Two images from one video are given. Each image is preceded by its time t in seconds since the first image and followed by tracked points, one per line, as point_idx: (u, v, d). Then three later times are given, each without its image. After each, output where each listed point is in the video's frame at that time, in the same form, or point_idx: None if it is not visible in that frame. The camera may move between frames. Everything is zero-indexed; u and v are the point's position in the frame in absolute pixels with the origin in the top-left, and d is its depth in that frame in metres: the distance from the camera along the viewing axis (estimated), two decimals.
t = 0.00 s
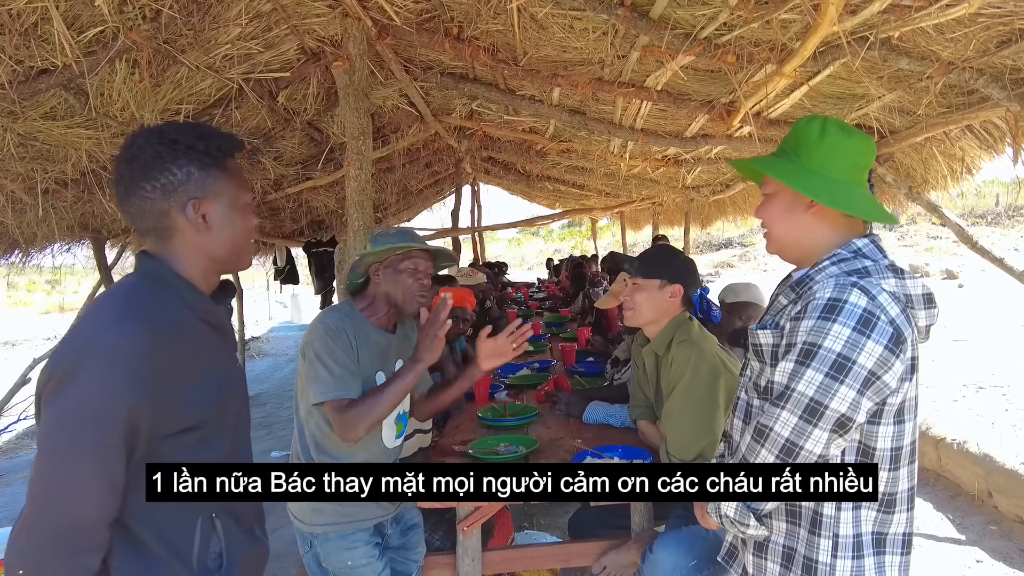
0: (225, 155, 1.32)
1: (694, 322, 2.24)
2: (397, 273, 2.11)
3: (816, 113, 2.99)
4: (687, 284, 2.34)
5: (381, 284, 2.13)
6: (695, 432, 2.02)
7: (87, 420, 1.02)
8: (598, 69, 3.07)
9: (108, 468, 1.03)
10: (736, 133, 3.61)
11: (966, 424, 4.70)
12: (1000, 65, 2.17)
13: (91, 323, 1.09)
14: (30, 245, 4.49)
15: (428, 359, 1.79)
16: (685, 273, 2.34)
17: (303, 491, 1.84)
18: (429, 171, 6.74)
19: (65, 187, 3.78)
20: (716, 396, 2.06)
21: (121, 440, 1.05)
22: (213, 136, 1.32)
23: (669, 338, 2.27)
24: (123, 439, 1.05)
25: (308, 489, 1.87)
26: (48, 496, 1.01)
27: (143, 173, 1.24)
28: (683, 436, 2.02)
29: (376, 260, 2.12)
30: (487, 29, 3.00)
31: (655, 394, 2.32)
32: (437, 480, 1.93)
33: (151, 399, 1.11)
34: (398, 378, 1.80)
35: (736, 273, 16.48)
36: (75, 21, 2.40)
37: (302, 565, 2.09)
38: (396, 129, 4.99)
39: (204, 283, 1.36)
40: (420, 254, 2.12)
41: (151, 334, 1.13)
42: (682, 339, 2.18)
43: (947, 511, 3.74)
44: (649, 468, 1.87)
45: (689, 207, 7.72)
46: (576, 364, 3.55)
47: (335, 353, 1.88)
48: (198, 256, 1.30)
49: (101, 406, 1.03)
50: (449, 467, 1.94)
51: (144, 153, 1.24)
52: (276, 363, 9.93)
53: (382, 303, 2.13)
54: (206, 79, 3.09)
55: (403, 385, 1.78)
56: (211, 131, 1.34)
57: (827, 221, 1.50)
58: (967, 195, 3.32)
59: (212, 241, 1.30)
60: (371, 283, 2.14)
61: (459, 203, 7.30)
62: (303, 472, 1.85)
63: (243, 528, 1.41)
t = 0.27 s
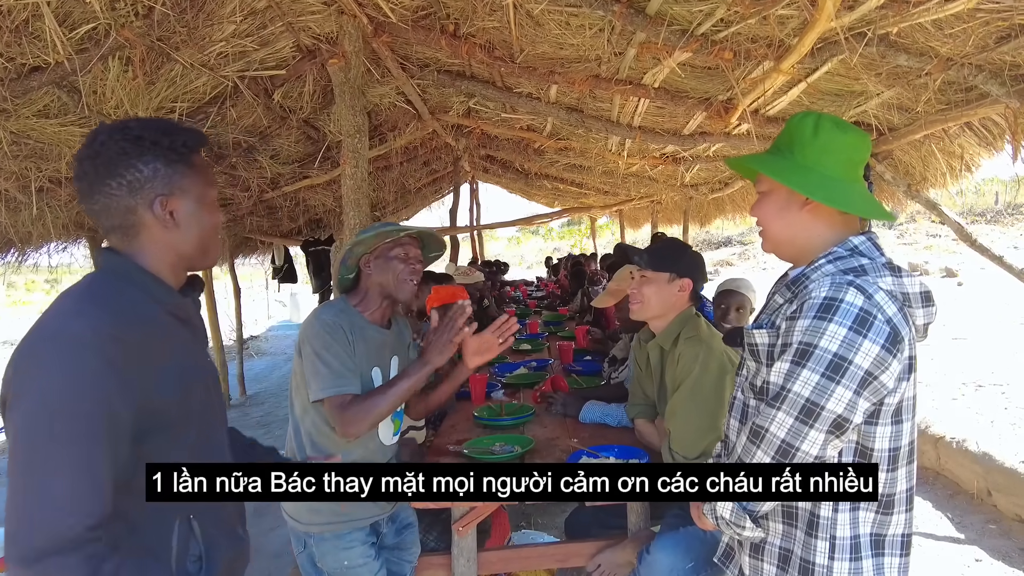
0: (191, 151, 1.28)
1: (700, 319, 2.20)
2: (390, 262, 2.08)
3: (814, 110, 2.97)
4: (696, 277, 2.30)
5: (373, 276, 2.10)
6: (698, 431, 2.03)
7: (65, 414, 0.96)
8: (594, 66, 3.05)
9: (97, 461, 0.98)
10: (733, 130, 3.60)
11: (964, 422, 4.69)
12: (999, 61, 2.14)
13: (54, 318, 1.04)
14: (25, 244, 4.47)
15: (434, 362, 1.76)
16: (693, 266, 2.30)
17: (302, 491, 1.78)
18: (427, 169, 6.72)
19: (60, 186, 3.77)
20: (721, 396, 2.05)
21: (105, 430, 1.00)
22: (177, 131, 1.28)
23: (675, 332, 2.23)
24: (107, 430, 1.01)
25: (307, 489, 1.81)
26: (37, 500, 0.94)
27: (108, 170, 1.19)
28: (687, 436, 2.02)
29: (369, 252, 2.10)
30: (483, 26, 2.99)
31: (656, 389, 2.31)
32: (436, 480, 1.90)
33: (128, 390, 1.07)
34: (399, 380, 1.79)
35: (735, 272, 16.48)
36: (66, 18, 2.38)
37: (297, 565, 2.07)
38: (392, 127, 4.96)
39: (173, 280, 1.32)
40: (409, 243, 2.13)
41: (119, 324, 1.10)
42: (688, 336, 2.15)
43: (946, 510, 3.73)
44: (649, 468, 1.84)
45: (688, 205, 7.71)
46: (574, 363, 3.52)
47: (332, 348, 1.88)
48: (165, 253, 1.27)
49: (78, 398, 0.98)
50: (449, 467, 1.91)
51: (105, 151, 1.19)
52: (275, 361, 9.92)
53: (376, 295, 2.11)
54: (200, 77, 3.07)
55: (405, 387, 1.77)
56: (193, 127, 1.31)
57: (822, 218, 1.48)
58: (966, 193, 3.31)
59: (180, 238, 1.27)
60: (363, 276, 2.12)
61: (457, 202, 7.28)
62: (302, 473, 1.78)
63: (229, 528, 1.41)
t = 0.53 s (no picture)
0: (165, 145, 1.28)
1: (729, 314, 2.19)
2: (385, 251, 2.10)
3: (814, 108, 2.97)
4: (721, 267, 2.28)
5: (371, 267, 2.11)
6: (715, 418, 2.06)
7: (75, 400, 1.04)
8: (593, 64, 3.05)
9: (125, 434, 1.07)
10: (733, 128, 3.59)
11: (964, 420, 4.70)
12: (1000, 59, 2.13)
13: (36, 318, 1.08)
14: (24, 242, 4.47)
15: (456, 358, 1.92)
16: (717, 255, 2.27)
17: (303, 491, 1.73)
18: (426, 167, 6.71)
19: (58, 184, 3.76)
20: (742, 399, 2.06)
21: (119, 405, 1.08)
22: (148, 126, 1.27)
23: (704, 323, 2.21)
24: (121, 404, 1.08)
25: (308, 489, 1.76)
26: (89, 476, 1.05)
27: (82, 167, 1.18)
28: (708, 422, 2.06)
29: (364, 244, 2.11)
30: (482, 23, 2.98)
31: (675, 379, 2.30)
32: (437, 480, 1.89)
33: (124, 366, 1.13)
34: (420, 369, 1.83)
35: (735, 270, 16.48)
36: (64, 15, 2.37)
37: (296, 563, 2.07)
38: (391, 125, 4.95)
39: (154, 275, 1.32)
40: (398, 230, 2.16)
41: (99, 310, 1.14)
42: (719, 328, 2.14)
43: (945, 508, 3.73)
44: (649, 468, 1.81)
45: (688, 203, 7.70)
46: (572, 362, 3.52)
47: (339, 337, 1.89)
48: (144, 249, 1.26)
49: (81, 385, 1.05)
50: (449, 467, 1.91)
51: (79, 146, 1.18)
52: (275, 360, 9.93)
53: (374, 286, 2.13)
54: (199, 74, 3.06)
55: (426, 376, 1.82)
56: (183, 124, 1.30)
57: (821, 216, 1.48)
58: (966, 192, 3.30)
59: (161, 234, 1.27)
60: (361, 268, 2.12)
61: (457, 200, 7.27)
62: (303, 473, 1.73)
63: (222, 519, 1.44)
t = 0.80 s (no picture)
0: (163, 146, 1.28)
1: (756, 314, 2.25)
2: (406, 266, 2.10)
3: (814, 108, 2.98)
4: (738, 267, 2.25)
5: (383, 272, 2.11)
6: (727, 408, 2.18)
7: (76, 404, 1.05)
8: (594, 64, 3.05)
9: (123, 440, 1.07)
10: (733, 128, 3.60)
11: (963, 420, 4.70)
12: (999, 59, 2.13)
13: (39, 321, 1.09)
14: (24, 242, 4.48)
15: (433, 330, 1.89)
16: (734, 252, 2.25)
17: (303, 492, 1.74)
18: (426, 167, 6.72)
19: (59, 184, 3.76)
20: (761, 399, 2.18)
21: (120, 410, 1.08)
22: (147, 126, 1.27)
23: (733, 317, 2.24)
24: (121, 409, 1.09)
25: (308, 489, 1.78)
26: (87, 481, 1.05)
27: (79, 168, 1.19)
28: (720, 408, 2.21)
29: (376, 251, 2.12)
30: (482, 23, 2.98)
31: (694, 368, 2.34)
32: (437, 480, 1.89)
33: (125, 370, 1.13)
34: (405, 358, 1.85)
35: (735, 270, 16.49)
36: (66, 15, 2.37)
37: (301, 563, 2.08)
38: (392, 125, 4.96)
39: (153, 277, 1.33)
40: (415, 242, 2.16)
41: (102, 313, 1.15)
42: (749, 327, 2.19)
43: (944, 507, 3.74)
44: (649, 468, 1.72)
45: (688, 203, 7.71)
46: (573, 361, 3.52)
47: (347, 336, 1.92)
48: (143, 250, 1.27)
49: (83, 389, 1.05)
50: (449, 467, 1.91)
51: (75, 148, 1.19)
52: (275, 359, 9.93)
53: (386, 289, 2.12)
54: (200, 74, 3.07)
55: (412, 362, 1.84)
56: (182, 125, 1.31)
57: (809, 220, 1.48)
58: (965, 191, 3.31)
59: (159, 235, 1.27)
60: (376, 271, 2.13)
61: (457, 200, 7.28)
62: (304, 473, 1.74)
63: (226, 518, 1.44)
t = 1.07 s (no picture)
0: (170, 149, 1.29)
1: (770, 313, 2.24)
2: (417, 270, 2.14)
3: (813, 109, 3.00)
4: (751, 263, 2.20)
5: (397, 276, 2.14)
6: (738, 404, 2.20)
7: (78, 406, 1.05)
8: (595, 65, 3.06)
9: (123, 443, 1.08)
10: (733, 128, 3.61)
11: (963, 420, 4.71)
12: (997, 60, 2.14)
13: (44, 322, 1.10)
14: (26, 242, 4.49)
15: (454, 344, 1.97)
16: (749, 249, 2.20)
17: (304, 492, 1.75)
18: (426, 167, 6.73)
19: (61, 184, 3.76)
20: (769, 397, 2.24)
21: (121, 413, 1.09)
22: (152, 128, 1.29)
23: (748, 316, 2.21)
24: (123, 411, 1.09)
25: (309, 489, 1.79)
26: (87, 482, 1.06)
27: (84, 170, 1.22)
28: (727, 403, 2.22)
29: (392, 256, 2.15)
30: (483, 24, 3.00)
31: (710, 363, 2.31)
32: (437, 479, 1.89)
33: (128, 372, 1.14)
34: (425, 364, 1.89)
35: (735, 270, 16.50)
36: (69, 17, 2.38)
37: (299, 561, 2.09)
38: (392, 125, 4.97)
39: (157, 277, 1.33)
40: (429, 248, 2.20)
41: (107, 314, 1.16)
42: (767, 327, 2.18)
43: (944, 507, 3.74)
44: (649, 468, 1.76)
45: (688, 203, 7.72)
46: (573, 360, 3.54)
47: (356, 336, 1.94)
48: (146, 252, 1.28)
49: (86, 391, 1.06)
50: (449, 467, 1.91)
51: (82, 149, 1.22)
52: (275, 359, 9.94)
53: (399, 292, 2.15)
54: (202, 75, 3.08)
55: (431, 369, 1.89)
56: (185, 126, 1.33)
57: (808, 221, 1.43)
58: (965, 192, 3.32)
59: (162, 236, 1.28)
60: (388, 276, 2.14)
61: (457, 200, 7.29)
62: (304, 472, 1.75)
63: (229, 517, 1.44)
